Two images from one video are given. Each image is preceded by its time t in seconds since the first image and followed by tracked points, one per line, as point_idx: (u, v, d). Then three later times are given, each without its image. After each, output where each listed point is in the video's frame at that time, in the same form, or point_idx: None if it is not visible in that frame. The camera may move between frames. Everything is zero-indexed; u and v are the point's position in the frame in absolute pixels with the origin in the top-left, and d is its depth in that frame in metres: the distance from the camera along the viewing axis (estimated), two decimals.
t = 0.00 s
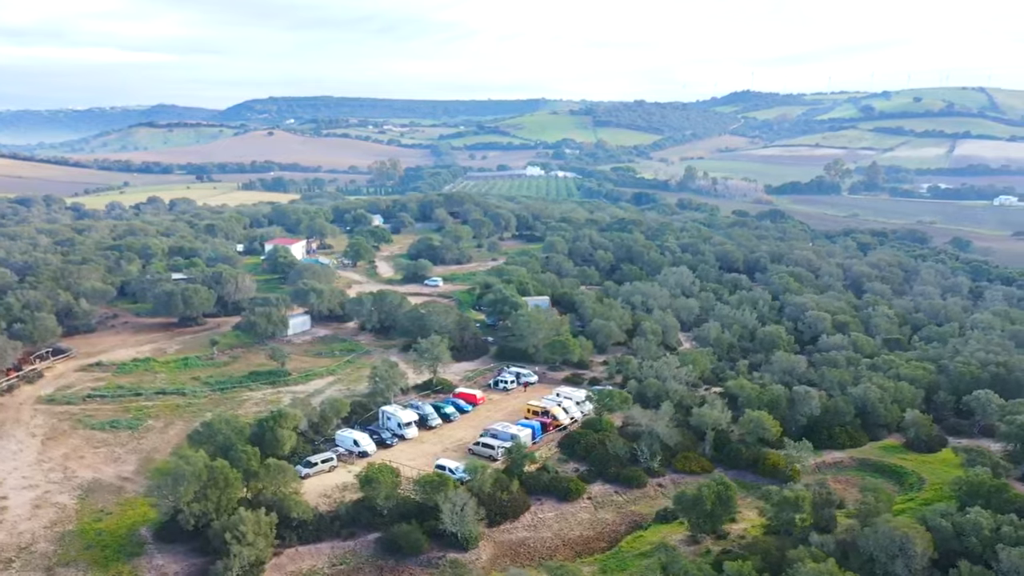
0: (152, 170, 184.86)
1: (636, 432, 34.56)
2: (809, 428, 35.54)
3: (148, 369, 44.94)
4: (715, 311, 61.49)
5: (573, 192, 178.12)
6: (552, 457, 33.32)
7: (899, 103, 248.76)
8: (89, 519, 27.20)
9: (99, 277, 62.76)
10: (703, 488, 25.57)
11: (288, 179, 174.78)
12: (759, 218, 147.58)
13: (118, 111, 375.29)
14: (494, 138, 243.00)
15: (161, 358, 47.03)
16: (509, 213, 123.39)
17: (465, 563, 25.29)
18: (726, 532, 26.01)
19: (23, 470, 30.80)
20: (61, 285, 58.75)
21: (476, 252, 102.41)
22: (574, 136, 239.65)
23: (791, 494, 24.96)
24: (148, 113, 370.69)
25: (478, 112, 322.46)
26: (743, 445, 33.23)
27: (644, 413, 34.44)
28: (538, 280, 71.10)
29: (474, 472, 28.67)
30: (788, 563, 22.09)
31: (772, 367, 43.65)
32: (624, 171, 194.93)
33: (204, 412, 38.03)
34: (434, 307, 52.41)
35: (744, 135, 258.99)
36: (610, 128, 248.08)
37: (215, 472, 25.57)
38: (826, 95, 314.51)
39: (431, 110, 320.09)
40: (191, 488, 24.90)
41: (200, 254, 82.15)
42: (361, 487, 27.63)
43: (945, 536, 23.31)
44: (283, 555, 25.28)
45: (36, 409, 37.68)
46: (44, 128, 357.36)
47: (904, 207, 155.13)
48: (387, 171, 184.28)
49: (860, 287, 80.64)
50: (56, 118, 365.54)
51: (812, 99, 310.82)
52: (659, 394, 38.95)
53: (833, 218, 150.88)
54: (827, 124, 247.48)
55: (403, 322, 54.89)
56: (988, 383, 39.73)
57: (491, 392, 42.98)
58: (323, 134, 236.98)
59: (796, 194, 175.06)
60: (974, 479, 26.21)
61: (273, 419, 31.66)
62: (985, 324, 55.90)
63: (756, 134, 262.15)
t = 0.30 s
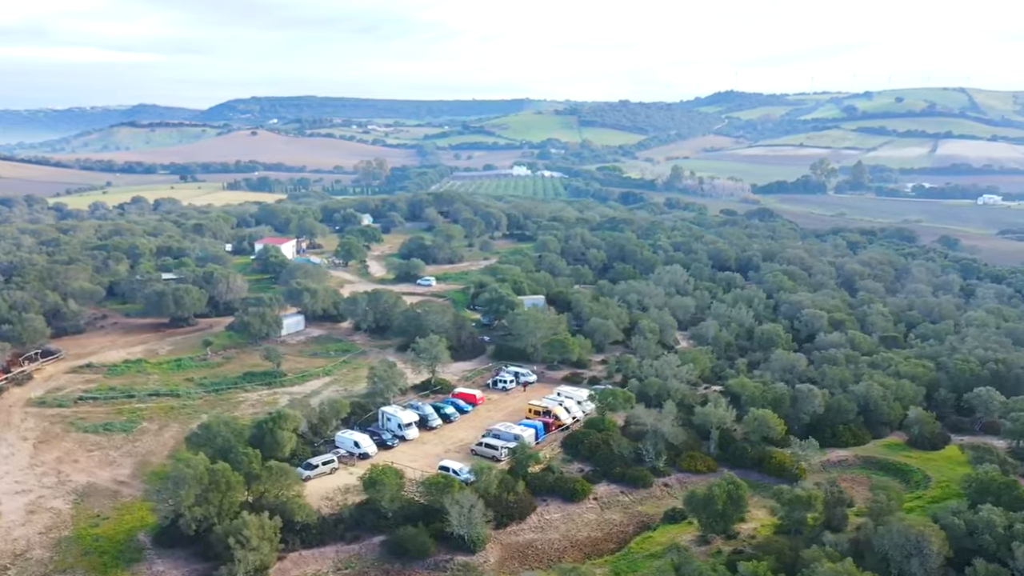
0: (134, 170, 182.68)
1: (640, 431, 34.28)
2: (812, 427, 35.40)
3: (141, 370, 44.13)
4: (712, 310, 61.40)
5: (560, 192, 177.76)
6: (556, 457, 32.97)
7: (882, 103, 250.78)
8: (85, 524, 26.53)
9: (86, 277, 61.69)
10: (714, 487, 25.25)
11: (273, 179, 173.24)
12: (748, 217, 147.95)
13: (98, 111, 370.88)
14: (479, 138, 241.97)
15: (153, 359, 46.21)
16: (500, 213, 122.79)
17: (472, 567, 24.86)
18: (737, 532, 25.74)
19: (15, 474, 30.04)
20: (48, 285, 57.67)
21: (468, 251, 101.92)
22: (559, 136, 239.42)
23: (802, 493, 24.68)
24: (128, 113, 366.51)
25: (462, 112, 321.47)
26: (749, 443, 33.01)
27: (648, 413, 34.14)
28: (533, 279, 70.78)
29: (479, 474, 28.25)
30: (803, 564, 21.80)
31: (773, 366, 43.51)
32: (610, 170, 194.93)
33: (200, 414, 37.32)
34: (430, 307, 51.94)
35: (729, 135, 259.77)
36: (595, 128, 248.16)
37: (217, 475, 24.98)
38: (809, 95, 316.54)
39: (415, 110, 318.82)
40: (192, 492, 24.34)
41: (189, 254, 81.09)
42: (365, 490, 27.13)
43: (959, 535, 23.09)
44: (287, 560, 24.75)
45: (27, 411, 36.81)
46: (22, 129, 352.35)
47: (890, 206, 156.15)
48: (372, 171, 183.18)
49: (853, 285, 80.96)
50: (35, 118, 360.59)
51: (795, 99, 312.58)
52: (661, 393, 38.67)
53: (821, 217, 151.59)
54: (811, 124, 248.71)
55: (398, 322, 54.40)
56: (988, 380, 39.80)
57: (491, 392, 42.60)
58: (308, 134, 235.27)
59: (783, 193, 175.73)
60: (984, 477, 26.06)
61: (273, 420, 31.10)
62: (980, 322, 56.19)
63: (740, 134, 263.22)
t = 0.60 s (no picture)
0: (116, 170, 180.47)
1: (644, 430, 34.02)
2: (815, 424, 35.26)
3: (133, 371, 43.31)
4: (707, 308, 61.33)
5: (547, 191, 177.45)
6: (559, 457, 32.61)
7: (864, 103, 252.65)
8: (81, 530, 25.84)
9: (74, 277, 60.60)
10: (724, 487, 24.96)
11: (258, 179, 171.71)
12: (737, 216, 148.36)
13: (78, 110, 366.47)
14: (463, 138, 241.02)
15: (145, 360, 45.40)
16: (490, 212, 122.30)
17: (480, 569, 24.42)
18: (747, 532, 25.46)
19: (7, 479, 29.26)
20: (35, 285, 56.60)
21: (459, 250, 101.46)
22: (543, 136, 239.14)
23: (815, 492, 24.37)
24: (109, 113, 362.36)
25: (446, 112, 320.17)
26: (753, 441, 32.83)
27: (652, 411, 33.86)
28: (527, 279, 70.43)
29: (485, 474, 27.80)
30: (819, 563, 21.53)
31: (773, 364, 43.40)
32: (596, 170, 194.94)
33: (195, 417, 36.59)
34: (426, 306, 51.44)
35: (714, 134, 260.67)
36: (580, 128, 248.15)
37: (218, 478, 24.40)
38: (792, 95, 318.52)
39: (399, 110, 317.42)
40: (194, 496, 23.72)
41: (177, 254, 80.01)
42: (369, 492, 26.66)
43: (973, 532, 22.90)
44: (291, 565, 24.22)
45: (17, 415, 35.93)
46: None
47: (876, 205, 157.17)
48: (358, 170, 182.05)
49: (846, 283, 81.33)
50: (13, 118, 355.72)
51: (777, 99, 314.21)
52: (662, 392, 38.43)
53: (807, 216, 152.32)
54: (794, 124, 249.92)
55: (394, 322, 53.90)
56: (988, 377, 39.90)
57: (490, 393, 42.19)
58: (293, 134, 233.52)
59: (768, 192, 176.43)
60: (994, 474, 25.91)
61: (272, 422, 30.49)
62: (974, 319, 56.49)
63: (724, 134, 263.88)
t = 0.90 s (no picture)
0: (94, 171, 177.76)
1: (647, 429, 33.75)
2: (818, 422, 35.13)
3: (123, 373, 42.38)
4: (702, 307, 61.30)
5: (532, 191, 177.12)
6: (563, 457, 32.24)
7: (844, 103, 254.64)
8: (77, 536, 25.07)
9: (59, 277, 59.38)
10: (737, 485, 24.65)
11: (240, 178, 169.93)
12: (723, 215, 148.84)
13: (53, 110, 360.98)
14: (445, 138, 239.96)
15: (135, 362, 44.48)
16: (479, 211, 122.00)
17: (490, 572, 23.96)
18: (759, 531, 25.19)
19: None
20: (19, 286, 55.36)
21: (449, 249, 100.96)
22: (526, 136, 238.81)
23: (829, 490, 24.18)
24: (85, 113, 357.18)
25: (428, 112, 318.73)
26: (758, 439, 32.60)
27: (656, 410, 33.53)
28: (521, 277, 70.05)
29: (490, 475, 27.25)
30: (837, 563, 21.25)
31: (772, 361, 43.34)
32: (580, 170, 195.02)
33: (189, 419, 35.80)
34: (421, 304, 50.89)
35: (697, 134, 261.71)
36: (562, 128, 248.10)
37: (220, 482, 23.73)
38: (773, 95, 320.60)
39: (380, 110, 315.52)
40: (196, 500, 23.09)
41: (163, 254, 78.75)
42: (373, 494, 26.15)
43: (987, 528, 22.80)
44: (296, 570, 23.59)
45: (4, 418, 34.95)
46: None
47: (859, 204, 158.43)
48: (341, 170, 180.71)
49: (836, 280, 81.79)
50: None
51: (757, 99, 315.98)
52: (663, 391, 38.15)
53: (792, 215, 153.17)
54: (774, 124, 251.32)
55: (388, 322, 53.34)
56: (986, 373, 40.07)
57: (488, 392, 41.80)
58: (274, 133, 231.52)
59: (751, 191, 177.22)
60: (1004, 471, 25.82)
61: (271, 424, 29.88)
62: (966, 316, 56.98)
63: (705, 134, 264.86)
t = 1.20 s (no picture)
0: (72, 171, 175.19)
1: (649, 428, 33.55)
2: (819, 419, 35.02)
3: (112, 375, 41.51)
4: (695, 305, 61.26)
5: (516, 190, 176.74)
6: (565, 457, 31.90)
7: (824, 103, 256.70)
8: (71, 543, 24.41)
9: (43, 277, 58.20)
10: (745, 484, 24.40)
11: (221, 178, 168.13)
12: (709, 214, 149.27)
13: (28, 110, 355.44)
14: (427, 138, 238.96)
15: (125, 363, 43.62)
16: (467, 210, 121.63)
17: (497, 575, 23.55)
18: (767, 530, 24.98)
19: None
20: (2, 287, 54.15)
21: (438, 248, 100.41)
22: (509, 135, 238.41)
23: (838, 488, 24.06)
24: (61, 113, 352.08)
25: (409, 111, 316.99)
26: (760, 437, 32.40)
27: (657, 409, 33.25)
28: (513, 277, 69.70)
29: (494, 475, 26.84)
30: (849, 561, 21.05)
31: (769, 358, 43.29)
32: (563, 169, 195.03)
33: (182, 421, 35.07)
34: (414, 303, 50.37)
35: (678, 134, 262.65)
36: (544, 127, 248.03)
37: (220, 485, 23.19)
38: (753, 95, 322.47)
39: (361, 109, 313.57)
40: (196, 505, 22.52)
41: (148, 254, 77.58)
42: (375, 497, 25.68)
43: (998, 525, 22.66)
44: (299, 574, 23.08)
45: None
46: None
47: (842, 203, 159.54)
48: (324, 170, 179.46)
49: (825, 278, 82.21)
50: None
51: (737, 99, 317.50)
52: (662, 389, 37.89)
53: (776, 214, 153.96)
54: (755, 124, 252.80)
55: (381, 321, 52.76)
56: (982, 369, 40.22)
57: (486, 392, 41.41)
58: (256, 133, 229.40)
59: (735, 190, 178.02)
60: (1010, 466, 25.77)
61: (269, 425, 29.34)
62: (957, 313, 57.38)
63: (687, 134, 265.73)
